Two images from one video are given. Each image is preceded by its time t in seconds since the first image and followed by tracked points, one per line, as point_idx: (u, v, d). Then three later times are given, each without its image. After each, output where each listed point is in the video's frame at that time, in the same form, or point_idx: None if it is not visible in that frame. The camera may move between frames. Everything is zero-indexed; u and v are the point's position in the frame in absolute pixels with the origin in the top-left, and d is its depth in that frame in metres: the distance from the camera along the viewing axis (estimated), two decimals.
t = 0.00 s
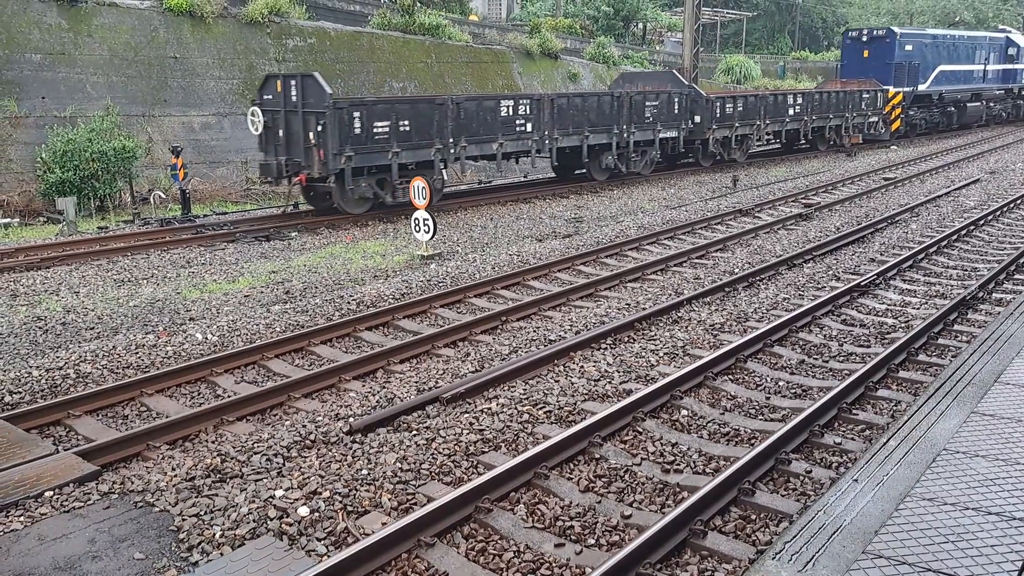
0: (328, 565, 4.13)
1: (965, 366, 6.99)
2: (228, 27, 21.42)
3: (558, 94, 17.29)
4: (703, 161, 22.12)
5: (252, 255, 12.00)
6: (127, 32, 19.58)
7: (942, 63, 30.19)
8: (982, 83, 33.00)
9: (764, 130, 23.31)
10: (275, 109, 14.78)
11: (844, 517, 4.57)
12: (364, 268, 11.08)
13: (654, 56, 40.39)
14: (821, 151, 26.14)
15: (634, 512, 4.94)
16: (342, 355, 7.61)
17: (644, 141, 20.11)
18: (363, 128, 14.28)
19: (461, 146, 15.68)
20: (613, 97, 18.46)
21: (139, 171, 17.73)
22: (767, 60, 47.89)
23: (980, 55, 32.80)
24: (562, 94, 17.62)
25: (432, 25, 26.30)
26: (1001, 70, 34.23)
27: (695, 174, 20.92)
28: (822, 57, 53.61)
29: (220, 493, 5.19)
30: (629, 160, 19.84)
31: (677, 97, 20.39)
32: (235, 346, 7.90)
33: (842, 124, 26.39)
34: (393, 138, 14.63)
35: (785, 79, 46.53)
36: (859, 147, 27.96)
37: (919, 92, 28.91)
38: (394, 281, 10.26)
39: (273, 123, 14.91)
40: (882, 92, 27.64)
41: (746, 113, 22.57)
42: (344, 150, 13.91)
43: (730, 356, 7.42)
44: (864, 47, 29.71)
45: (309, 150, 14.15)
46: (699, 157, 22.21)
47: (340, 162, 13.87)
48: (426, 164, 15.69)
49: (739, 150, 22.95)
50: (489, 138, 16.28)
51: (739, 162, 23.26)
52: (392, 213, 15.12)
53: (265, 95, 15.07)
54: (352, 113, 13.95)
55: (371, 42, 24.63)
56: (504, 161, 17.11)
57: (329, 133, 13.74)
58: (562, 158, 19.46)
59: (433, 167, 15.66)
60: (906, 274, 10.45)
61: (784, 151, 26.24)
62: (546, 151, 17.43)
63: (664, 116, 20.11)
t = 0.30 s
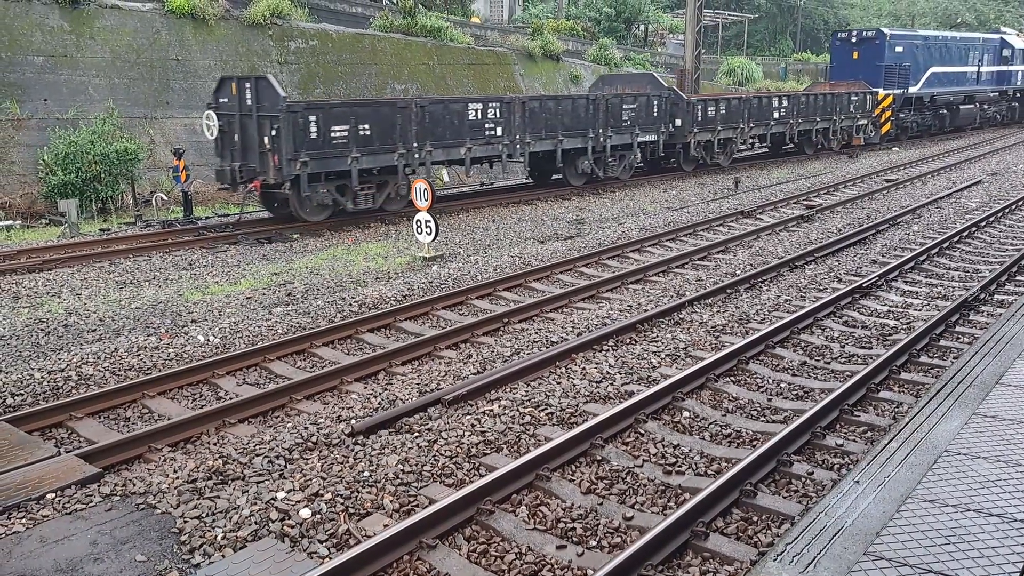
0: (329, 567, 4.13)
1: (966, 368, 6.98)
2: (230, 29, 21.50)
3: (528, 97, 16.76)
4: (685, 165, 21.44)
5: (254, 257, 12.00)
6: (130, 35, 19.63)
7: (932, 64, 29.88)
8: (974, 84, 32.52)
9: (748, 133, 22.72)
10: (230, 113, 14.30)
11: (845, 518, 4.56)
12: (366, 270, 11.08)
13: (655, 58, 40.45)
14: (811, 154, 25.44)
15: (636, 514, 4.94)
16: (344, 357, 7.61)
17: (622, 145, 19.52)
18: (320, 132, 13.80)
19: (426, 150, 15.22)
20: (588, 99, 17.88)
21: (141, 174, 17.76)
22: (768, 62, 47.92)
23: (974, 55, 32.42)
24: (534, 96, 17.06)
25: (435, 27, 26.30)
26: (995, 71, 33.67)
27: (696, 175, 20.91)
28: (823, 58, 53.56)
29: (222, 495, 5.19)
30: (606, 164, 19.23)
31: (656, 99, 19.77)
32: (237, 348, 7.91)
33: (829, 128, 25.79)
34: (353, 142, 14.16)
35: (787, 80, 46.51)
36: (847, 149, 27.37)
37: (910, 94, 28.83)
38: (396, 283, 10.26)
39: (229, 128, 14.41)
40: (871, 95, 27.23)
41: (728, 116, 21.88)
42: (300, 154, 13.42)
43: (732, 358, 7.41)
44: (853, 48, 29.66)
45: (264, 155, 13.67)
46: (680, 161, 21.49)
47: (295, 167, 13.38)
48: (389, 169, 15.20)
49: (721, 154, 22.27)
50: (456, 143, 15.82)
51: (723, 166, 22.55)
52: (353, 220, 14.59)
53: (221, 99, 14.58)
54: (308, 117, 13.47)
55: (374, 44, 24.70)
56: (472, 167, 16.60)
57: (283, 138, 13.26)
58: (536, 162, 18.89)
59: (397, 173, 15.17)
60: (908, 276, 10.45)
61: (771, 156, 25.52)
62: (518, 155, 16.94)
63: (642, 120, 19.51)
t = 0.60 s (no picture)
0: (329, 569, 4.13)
1: (967, 370, 6.97)
2: (232, 32, 21.60)
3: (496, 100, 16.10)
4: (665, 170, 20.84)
5: (255, 260, 12.01)
6: (131, 37, 19.71)
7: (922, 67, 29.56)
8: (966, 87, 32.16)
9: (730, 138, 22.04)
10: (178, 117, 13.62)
11: (846, 521, 4.56)
12: (367, 273, 11.09)
13: (655, 60, 40.49)
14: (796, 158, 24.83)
15: (637, 516, 4.94)
16: (345, 359, 7.61)
17: (598, 150, 18.83)
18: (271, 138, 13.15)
19: (387, 156, 14.54)
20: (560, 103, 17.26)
21: (143, 176, 17.78)
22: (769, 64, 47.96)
23: (967, 57, 32.11)
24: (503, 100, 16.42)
25: (436, 30, 26.33)
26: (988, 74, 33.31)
27: (697, 178, 20.90)
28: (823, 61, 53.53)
29: (222, 497, 5.19)
30: (581, 170, 18.56)
31: (633, 103, 19.09)
32: (238, 350, 7.91)
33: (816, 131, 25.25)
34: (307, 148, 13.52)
35: (787, 83, 46.51)
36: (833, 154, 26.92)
37: (900, 97, 28.44)
38: (397, 286, 10.27)
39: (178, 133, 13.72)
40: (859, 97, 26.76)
41: (709, 120, 21.26)
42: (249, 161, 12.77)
43: (733, 360, 7.41)
44: (841, 50, 29.24)
45: (213, 162, 13.00)
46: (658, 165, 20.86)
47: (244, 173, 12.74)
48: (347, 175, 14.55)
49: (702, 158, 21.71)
50: (418, 148, 15.19)
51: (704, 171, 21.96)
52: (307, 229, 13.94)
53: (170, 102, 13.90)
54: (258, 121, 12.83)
55: (375, 46, 24.76)
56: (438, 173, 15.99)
57: (231, 143, 12.62)
58: (507, 167, 18.24)
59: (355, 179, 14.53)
60: (909, 278, 10.44)
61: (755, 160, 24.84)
62: (485, 161, 16.33)
63: (618, 123, 18.80)
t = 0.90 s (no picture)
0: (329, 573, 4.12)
1: (967, 374, 6.97)
2: (233, 36, 21.62)
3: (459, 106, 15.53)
4: (643, 176, 20.35)
5: (256, 263, 12.02)
6: (132, 42, 19.77)
7: (911, 71, 29.09)
8: (958, 90, 31.67)
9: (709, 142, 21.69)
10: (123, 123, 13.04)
11: (847, 524, 4.56)
12: (367, 276, 11.10)
13: (655, 63, 40.55)
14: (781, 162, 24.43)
15: (637, 519, 4.94)
16: (344, 363, 7.61)
17: (570, 157, 18.33)
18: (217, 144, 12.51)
19: (342, 163, 13.91)
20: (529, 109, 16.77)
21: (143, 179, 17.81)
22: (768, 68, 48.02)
23: (958, 60, 31.74)
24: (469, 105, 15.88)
25: (436, 33, 26.36)
26: (980, 77, 33.07)
27: (696, 181, 20.91)
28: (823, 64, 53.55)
29: (222, 501, 5.19)
30: (554, 176, 18.04)
31: (607, 107, 18.60)
32: (239, 354, 7.92)
33: (801, 136, 24.90)
34: (256, 155, 12.87)
35: (787, 86, 46.53)
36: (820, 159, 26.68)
37: (888, 101, 27.96)
38: (397, 289, 10.28)
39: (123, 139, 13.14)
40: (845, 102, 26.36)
41: (688, 125, 20.84)
42: (192, 169, 12.17)
43: (733, 363, 7.41)
44: (827, 53, 28.66)
45: (157, 169, 12.43)
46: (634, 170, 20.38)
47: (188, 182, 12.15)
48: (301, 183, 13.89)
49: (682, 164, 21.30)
50: (377, 154, 14.54)
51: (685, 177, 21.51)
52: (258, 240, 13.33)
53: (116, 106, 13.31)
54: (201, 127, 12.21)
55: (375, 50, 24.79)
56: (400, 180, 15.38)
57: (171, 151, 12.03)
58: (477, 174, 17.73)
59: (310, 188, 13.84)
60: (909, 281, 10.45)
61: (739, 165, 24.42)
62: (450, 168, 15.75)
63: (591, 129, 18.30)
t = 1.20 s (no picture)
0: None
1: (966, 377, 6.97)
2: (231, 40, 21.63)
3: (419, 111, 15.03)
4: (617, 182, 19.90)
5: (255, 266, 12.02)
6: (130, 45, 19.79)
7: (899, 73, 28.60)
8: (947, 93, 31.30)
9: (687, 147, 21.25)
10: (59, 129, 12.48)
11: (847, 527, 4.56)
12: (366, 280, 11.10)
13: (654, 67, 40.63)
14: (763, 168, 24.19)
15: (636, 523, 4.94)
16: (343, 366, 7.61)
17: (540, 163, 17.85)
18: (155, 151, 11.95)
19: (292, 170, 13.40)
20: (495, 113, 16.29)
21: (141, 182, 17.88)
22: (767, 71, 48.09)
23: (948, 63, 31.36)
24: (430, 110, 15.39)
25: (435, 37, 26.38)
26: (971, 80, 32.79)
27: (695, 184, 20.93)
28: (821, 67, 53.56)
29: (222, 504, 5.18)
30: (522, 183, 17.56)
31: (579, 111, 18.10)
32: (238, 357, 7.92)
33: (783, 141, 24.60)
34: (197, 162, 12.33)
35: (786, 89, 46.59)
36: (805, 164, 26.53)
37: (874, 105, 27.50)
38: (396, 293, 10.28)
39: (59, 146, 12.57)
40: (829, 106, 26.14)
41: (663, 129, 20.42)
42: (128, 177, 11.60)
43: (731, 367, 7.41)
44: (812, 57, 28.27)
45: (92, 178, 11.87)
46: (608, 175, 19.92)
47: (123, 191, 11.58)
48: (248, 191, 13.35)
49: (659, 169, 20.97)
50: (331, 160, 14.02)
51: (662, 182, 21.14)
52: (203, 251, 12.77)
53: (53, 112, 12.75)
54: (138, 134, 11.65)
55: (373, 54, 24.80)
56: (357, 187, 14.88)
57: (105, 159, 11.45)
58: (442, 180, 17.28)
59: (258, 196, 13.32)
60: (908, 284, 10.45)
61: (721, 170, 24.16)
62: (410, 175, 15.25)
63: (562, 134, 17.83)
